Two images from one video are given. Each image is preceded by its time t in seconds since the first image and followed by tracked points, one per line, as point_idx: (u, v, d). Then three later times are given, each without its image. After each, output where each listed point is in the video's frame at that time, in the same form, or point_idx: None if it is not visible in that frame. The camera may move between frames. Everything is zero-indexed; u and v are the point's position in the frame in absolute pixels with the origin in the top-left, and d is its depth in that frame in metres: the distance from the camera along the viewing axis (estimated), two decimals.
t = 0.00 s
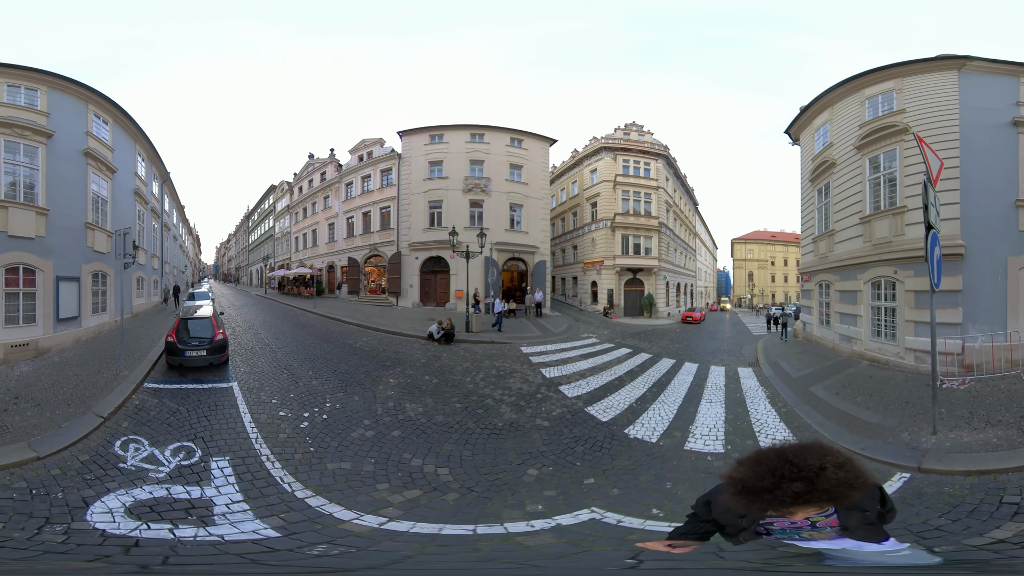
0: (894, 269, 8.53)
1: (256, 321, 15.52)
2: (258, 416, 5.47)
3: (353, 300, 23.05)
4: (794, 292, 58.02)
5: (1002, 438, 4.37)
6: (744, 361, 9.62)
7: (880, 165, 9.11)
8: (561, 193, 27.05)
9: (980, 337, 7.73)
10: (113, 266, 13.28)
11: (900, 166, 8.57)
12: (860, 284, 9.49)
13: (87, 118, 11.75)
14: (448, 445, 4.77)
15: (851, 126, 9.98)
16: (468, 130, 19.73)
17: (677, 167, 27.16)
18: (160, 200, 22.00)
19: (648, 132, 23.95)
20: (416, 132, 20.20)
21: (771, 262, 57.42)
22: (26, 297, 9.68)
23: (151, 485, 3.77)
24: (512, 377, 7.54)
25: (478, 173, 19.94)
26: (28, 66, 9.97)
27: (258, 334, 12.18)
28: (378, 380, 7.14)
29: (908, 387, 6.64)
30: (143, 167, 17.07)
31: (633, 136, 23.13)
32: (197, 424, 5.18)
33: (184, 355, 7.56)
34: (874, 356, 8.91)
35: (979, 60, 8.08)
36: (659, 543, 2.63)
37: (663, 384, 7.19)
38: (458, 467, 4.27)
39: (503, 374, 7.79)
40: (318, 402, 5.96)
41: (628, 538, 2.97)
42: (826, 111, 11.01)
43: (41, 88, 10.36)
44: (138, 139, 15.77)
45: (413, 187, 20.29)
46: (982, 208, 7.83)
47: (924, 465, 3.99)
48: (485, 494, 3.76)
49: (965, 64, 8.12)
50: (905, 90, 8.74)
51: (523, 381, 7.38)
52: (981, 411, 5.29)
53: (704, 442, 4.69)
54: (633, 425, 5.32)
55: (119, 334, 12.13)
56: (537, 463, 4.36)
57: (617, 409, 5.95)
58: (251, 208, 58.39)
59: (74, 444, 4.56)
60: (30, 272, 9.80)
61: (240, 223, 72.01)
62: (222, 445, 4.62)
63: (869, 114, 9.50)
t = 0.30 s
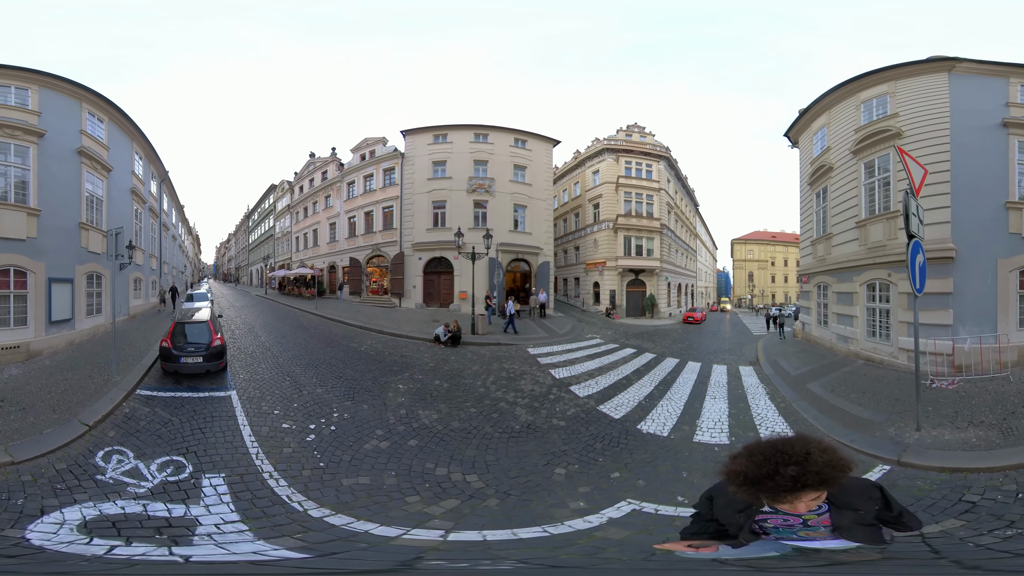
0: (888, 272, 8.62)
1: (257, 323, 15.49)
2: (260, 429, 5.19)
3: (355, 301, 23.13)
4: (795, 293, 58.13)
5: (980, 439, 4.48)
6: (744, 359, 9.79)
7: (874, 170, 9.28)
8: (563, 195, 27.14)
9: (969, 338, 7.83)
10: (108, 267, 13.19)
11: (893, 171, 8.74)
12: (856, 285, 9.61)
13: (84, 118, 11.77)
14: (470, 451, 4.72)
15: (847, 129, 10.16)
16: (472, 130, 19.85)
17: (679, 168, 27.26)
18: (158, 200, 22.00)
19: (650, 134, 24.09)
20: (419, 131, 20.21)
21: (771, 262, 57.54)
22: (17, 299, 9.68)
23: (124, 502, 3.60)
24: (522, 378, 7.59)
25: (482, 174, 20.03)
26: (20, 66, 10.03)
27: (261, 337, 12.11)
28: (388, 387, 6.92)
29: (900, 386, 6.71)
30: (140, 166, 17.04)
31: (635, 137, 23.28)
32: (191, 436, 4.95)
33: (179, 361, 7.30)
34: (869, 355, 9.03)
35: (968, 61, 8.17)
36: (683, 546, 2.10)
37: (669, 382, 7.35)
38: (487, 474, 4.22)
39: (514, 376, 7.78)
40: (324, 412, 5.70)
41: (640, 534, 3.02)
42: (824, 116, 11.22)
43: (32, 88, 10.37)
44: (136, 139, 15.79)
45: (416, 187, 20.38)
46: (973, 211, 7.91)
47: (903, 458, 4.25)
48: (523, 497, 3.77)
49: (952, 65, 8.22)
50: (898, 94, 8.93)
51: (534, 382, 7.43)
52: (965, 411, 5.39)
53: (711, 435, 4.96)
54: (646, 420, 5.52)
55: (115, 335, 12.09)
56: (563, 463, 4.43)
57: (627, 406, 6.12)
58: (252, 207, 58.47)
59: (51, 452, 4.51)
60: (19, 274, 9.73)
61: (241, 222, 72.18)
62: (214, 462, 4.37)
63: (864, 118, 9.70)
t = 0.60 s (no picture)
0: (884, 271, 8.69)
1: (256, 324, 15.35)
2: (259, 439, 4.83)
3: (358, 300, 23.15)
4: (795, 292, 58.16)
5: (963, 433, 4.57)
6: (747, 357, 9.88)
7: (871, 173, 9.40)
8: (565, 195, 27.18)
9: (961, 336, 7.89)
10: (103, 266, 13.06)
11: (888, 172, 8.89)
12: (854, 285, 9.69)
13: (78, 117, 11.66)
14: (491, 455, 4.53)
15: (845, 132, 10.28)
16: (476, 129, 19.95)
17: (680, 169, 27.33)
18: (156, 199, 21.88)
19: (652, 134, 24.16)
20: (422, 130, 20.26)
21: (771, 262, 57.57)
22: (9, 299, 9.54)
23: (92, 508, 3.41)
24: (532, 377, 7.60)
25: (486, 173, 20.14)
26: (14, 66, 9.95)
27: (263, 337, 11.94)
28: (396, 391, 6.60)
29: (893, 381, 6.82)
30: (137, 163, 16.90)
31: (637, 138, 23.37)
32: (181, 445, 4.64)
33: (173, 364, 6.98)
34: (866, 352, 9.10)
35: (959, 62, 8.19)
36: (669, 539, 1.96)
37: (675, 379, 7.43)
38: (518, 477, 4.07)
39: (524, 375, 7.77)
40: (330, 420, 5.35)
41: (670, 528, 3.04)
42: (823, 118, 11.34)
43: (24, 87, 10.25)
44: (134, 137, 15.67)
45: (419, 186, 20.40)
46: (966, 211, 7.97)
47: (890, 448, 4.37)
48: (559, 497, 3.69)
49: (943, 67, 8.31)
50: (893, 96, 9.04)
51: (544, 381, 7.44)
52: (953, 406, 5.46)
53: (720, 425, 5.20)
54: (657, 413, 5.67)
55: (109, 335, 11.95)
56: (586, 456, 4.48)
57: (637, 401, 6.23)
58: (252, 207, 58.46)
59: (27, 454, 4.38)
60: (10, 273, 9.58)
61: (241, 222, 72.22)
62: (202, 475, 4.01)
63: (861, 120, 9.82)
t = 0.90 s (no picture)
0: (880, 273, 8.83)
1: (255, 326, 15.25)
2: (256, 453, 4.46)
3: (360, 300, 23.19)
4: (795, 293, 58.21)
5: (947, 428, 4.65)
6: (749, 355, 9.94)
7: (866, 176, 9.51)
8: (568, 195, 27.23)
9: (953, 336, 7.94)
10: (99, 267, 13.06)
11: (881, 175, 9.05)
12: (851, 285, 9.75)
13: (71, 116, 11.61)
14: (515, 460, 4.41)
15: (843, 135, 10.38)
16: (480, 129, 20.07)
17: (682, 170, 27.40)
18: (155, 199, 21.84)
19: (653, 135, 24.25)
20: (425, 129, 20.34)
21: (772, 263, 57.60)
22: None
23: (45, 515, 3.31)
24: (542, 378, 7.63)
25: (490, 172, 20.23)
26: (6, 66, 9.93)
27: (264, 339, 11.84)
28: (406, 398, 6.31)
29: (887, 377, 6.90)
30: (133, 162, 16.78)
31: (639, 139, 23.45)
32: (166, 457, 4.33)
33: (165, 370, 6.48)
34: (863, 351, 9.16)
35: (950, 65, 8.30)
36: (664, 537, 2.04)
37: (681, 377, 7.52)
38: (552, 480, 3.99)
39: (534, 376, 7.82)
40: (336, 432, 5.00)
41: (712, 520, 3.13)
42: (822, 121, 11.44)
43: (14, 87, 10.20)
44: (130, 135, 15.52)
45: (422, 185, 20.44)
46: (958, 213, 8.04)
47: (881, 439, 4.55)
48: (598, 494, 3.72)
49: (935, 69, 8.43)
50: (888, 100, 9.14)
51: (554, 381, 7.49)
52: (940, 402, 5.54)
53: (725, 417, 5.48)
54: (668, 409, 5.84)
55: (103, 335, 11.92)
56: (611, 453, 4.56)
57: (647, 399, 6.35)
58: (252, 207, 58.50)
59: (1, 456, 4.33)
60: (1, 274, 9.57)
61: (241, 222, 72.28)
62: (181, 489, 3.71)
63: (858, 124, 9.93)
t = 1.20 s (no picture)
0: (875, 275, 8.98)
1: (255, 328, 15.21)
2: (253, 466, 4.22)
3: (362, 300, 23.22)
4: (795, 293, 58.28)
5: (936, 422, 4.70)
6: (748, 353, 10.00)
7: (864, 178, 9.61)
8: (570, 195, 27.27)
9: (947, 335, 7.98)
10: (94, 267, 13.08)
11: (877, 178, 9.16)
12: (850, 286, 9.79)
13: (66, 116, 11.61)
14: (537, 461, 4.39)
15: (842, 138, 10.44)
16: (484, 128, 20.13)
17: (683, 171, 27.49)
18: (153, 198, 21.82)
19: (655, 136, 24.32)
20: (427, 129, 20.38)
21: (772, 263, 57.67)
22: None
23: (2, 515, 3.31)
24: (551, 378, 7.67)
25: (493, 172, 20.30)
26: None
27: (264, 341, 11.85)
28: (415, 402, 6.18)
29: (882, 374, 6.98)
30: (131, 161, 16.74)
31: (641, 140, 23.51)
32: (150, 467, 4.15)
33: (157, 375, 6.25)
34: (861, 349, 9.21)
35: (945, 67, 8.34)
36: (668, 539, 2.07)
37: (686, 375, 7.58)
38: (581, 478, 4.03)
39: (543, 377, 7.86)
40: (342, 442, 4.78)
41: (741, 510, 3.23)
42: (821, 124, 11.50)
43: (6, 87, 10.19)
44: (126, 134, 15.44)
45: (425, 184, 20.46)
46: (951, 212, 8.09)
47: (874, 431, 4.64)
48: (626, 488, 3.80)
49: (929, 71, 8.47)
50: (885, 102, 9.20)
51: (563, 381, 7.54)
52: (932, 399, 5.57)
53: (731, 410, 5.64)
54: (676, 405, 5.95)
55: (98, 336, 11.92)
56: (626, 449, 4.62)
57: (655, 395, 6.43)
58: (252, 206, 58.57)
59: None
60: None
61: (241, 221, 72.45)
62: (158, 502, 3.55)
63: (856, 127, 9.98)
